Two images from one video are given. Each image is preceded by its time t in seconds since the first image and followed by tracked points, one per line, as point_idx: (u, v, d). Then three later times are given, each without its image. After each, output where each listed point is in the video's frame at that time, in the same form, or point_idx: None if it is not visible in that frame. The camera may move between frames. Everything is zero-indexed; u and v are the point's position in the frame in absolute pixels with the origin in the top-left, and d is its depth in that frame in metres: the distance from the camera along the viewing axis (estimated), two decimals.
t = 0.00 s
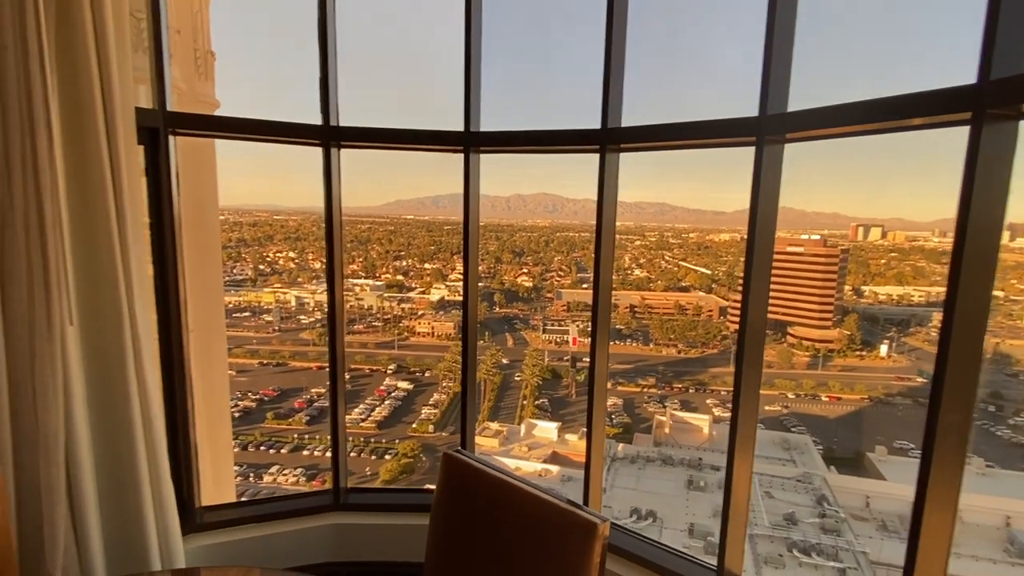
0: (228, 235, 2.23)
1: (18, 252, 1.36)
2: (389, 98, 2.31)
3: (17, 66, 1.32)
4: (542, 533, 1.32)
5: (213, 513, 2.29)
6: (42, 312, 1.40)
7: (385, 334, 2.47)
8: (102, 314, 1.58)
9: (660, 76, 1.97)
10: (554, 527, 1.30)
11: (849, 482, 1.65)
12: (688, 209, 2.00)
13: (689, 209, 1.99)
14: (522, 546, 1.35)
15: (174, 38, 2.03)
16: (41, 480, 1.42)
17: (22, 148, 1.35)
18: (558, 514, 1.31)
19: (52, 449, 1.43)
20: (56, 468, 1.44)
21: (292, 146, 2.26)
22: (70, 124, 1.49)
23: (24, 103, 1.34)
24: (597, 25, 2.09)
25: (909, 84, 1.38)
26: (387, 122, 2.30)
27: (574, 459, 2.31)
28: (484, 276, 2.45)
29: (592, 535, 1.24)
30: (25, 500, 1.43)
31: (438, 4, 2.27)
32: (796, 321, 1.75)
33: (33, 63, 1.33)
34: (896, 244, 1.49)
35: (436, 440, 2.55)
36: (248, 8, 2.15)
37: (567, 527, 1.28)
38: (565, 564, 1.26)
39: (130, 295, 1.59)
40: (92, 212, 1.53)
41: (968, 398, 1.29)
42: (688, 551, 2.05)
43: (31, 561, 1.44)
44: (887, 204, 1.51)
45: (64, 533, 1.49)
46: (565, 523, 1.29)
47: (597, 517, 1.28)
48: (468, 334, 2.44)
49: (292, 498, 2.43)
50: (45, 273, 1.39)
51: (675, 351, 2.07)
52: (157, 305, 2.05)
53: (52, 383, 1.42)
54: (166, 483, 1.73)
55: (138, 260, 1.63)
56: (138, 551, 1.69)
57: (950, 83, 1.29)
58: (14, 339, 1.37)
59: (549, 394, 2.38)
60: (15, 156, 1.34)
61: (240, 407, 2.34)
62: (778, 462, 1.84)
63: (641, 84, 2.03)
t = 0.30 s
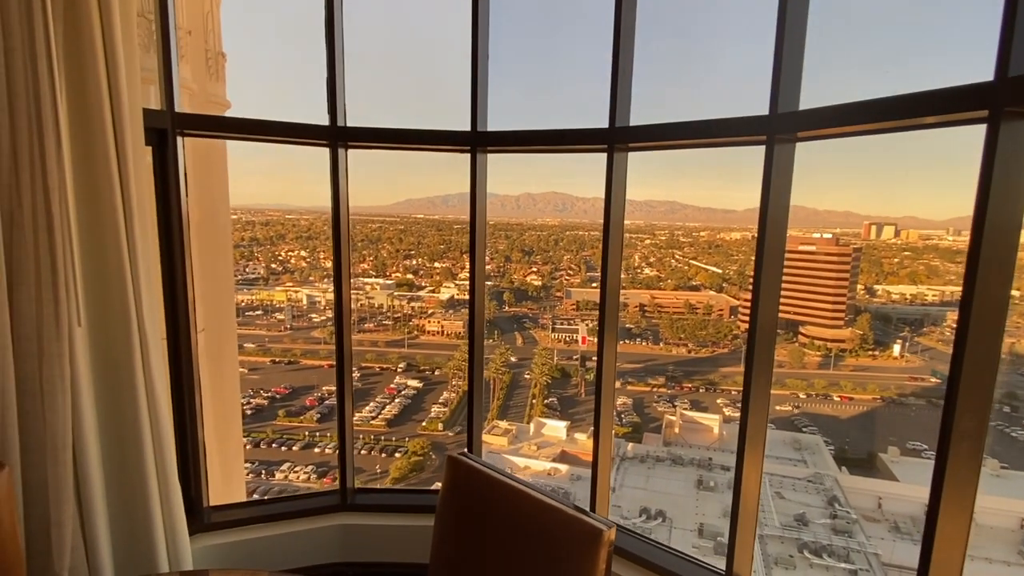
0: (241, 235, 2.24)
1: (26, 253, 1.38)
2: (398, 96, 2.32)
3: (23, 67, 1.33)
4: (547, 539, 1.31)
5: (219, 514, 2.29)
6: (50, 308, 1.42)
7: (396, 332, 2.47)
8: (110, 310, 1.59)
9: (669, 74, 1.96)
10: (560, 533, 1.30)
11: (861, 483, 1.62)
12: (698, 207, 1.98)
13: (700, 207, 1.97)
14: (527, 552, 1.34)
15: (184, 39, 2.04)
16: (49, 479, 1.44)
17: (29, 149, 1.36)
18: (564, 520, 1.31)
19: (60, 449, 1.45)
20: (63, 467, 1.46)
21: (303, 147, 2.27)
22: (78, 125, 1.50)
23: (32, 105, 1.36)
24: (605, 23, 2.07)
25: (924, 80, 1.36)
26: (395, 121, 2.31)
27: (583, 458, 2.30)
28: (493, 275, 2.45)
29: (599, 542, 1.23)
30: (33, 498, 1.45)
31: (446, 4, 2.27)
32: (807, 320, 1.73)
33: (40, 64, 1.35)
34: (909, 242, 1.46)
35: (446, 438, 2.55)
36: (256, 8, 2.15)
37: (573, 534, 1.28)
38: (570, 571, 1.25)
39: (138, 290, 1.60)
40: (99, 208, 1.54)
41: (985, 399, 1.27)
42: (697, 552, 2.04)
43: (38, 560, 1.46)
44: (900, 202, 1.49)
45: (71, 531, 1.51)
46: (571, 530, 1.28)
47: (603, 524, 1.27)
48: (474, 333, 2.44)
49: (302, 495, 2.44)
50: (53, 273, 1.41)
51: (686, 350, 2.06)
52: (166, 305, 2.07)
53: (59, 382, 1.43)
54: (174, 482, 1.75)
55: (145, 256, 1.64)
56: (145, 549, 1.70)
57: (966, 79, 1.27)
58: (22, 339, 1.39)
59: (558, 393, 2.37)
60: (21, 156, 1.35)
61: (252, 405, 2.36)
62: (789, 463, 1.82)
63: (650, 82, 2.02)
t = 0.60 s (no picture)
0: (247, 233, 2.25)
1: (27, 252, 1.38)
2: (401, 94, 2.31)
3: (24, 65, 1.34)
4: (548, 540, 1.31)
5: (222, 512, 2.30)
6: (51, 306, 1.42)
7: (400, 330, 2.48)
8: (110, 306, 1.60)
9: (673, 70, 1.95)
10: (560, 534, 1.29)
11: (867, 483, 1.61)
12: (704, 205, 1.97)
13: (704, 205, 1.96)
14: (526, 554, 1.34)
15: (187, 37, 2.04)
16: (50, 478, 1.45)
17: (29, 147, 1.37)
18: (564, 521, 1.31)
19: (61, 448, 1.46)
20: (64, 466, 1.47)
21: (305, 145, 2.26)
22: (79, 124, 1.51)
23: (33, 104, 1.36)
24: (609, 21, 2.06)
25: (931, 77, 1.34)
26: (400, 119, 2.30)
27: (587, 457, 2.29)
28: (497, 274, 2.45)
29: (598, 546, 1.23)
30: (35, 498, 1.45)
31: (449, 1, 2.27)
32: (813, 319, 1.72)
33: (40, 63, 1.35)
34: (916, 241, 1.46)
35: (450, 436, 2.55)
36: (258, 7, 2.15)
37: (573, 535, 1.27)
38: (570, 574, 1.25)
39: (138, 285, 1.61)
40: (99, 204, 1.54)
41: (990, 398, 1.26)
42: (701, 551, 2.03)
43: (39, 559, 1.47)
44: (907, 200, 1.47)
45: (73, 530, 1.52)
46: (570, 533, 1.28)
47: (604, 526, 1.27)
48: (477, 332, 2.44)
49: (308, 492, 2.45)
50: (54, 271, 1.42)
51: (690, 349, 2.05)
52: (168, 304, 2.08)
53: (60, 381, 1.44)
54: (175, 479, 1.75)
55: (146, 252, 1.64)
56: (147, 546, 1.71)
57: (974, 75, 1.25)
58: (24, 338, 1.40)
59: (562, 391, 2.36)
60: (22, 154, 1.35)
61: (257, 403, 2.36)
62: (794, 462, 1.81)
63: (654, 80, 2.00)
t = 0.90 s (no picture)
0: (242, 230, 2.24)
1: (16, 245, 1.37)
2: (397, 90, 2.30)
3: (11, 54, 1.32)
4: (542, 536, 1.31)
5: (215, 509, 2.29)
6: (41, 298, 1.41)
7: (397, 328, 2.47)
8: (102, 300, 1.59)
9: (669, 67, 1.94)
10: (554, 531, 1.29)
11: (863, 481, 1.62)
12: (700, 203, 1.97)
13: (701, 203, 1.96)
14: (520, 551, 1.34)
15: (180, 31, 2.03)
16: (40, 475, 1.44)
17: (18, 137, 1.35)
18: (559, 518, 1.30)
19: (51, 444, 1.45)
20: (55, 462, 1.46)
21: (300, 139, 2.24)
22: (68, 117, 1.49)
23: (20, 94, 1.34)
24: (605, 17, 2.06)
25: (926, 74, 1.35)
26: (395, 115, 2.29)
27: (583, 454, 2.30)
28: (494, 272, 2.43)
29: (592, 542, 1.23)
30: (24, 495, 1.44)
31: None
32: (809, 317, 1.72)
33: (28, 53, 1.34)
34: (911, 239, 1.46)
35: (447, 435, 2.55)
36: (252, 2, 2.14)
37: (568, 532, 1.27)
38: (564, 571, 1.25)
39: (128, 276, 1.59)
40: (89, 195, 1.52)
41: (986, 395, 1.26)
42: (698, 549, 2.03)
43: (30, 556, 1.47)
44: (903, 198, 1.47)
45: (64, 528, 1.51)
46: (564, 529, 1.28)
47: (599, 522, 1.26)
48: (472, 328, 2.43)
49: (303, 491, 2.44)
50: (43, 265, 1.40)
51: (687, 347, 2.05)
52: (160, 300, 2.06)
53: (50, 374, 1.43)
54: (168, 476, 1.75)
55: (136, 243, 1.63)
56: (139, 542, 1.70)
57: (971, 71, 1.25)
58: (12, 332, 1.38)
59: (559, 389, 2.36)
60: (11, 145, 1.34)
61: (253, 401, 2.36)
62: (790, 459, 1.81)
63: (650, 76, 2.00)
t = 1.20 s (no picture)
0: (231, 227, 2.21)
1: None
2: (390, 87, 2.29)
3: None
4: (532, 537, 1.31)
5: (201, 508, 2.26)
6: (24, 294, 1.39)
7: (387, 327, 2.46)
8: (87, 297, 1.57)
9: (661, 67, 1.95)
10: (544, 531, 1.29)
11: (849, 480, 1.64)
12: (691, 204, 1.97)
13: (692, 204, 1.97)
14: (512, 549, 1.34)
15: (169, 26, 2.01)
16: (23, 475, 1.42)
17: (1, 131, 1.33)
18: (548, 518, 1.30)
19: (34, 444, 1.43)
20: (38, 461, 1.44)
21: (290, 135, 2.22)
22: (53, 112, 1.47)
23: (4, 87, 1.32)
24: (599, 16, 2.06)
25: (916, 77, 1.36)
26: (387, 112, 2.28)
27: (573, 453, 2.29)
28: (485, 271, 2.43)
29: (583, 541, 1.23)
30: (6, 495, 1.42)
31: None
32: (799, 318, 1.73)
33: (12, 46, 1.32)
34: (899, 241, 1.47)
35: (438, 434, 2.54)
36: None
37: (558, 532, 1.27)
38: (555, 569, 1.24)
39: (114, 272, 1.57)
40: (75, 190, 1.50)
41: (973, 395, 1.27)
42: (687, 548, 2.04)
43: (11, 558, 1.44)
44: (891, 201, 1.49)
45: (46, 529, 1.49)
46: (556, 527, 1.28)
47: (588, 522, 1.26)
48: (463, 326, 2.42)
49: (293, 490, 2.43)
50: (27, 261, 1.38)
51: (677, 347, 2.06)
52: (147, 298, 2.04)
53: (33, 370, 1.41)
54: (153, 475, 1.73)
55: (122, 239, 1.61)
56: (124, 542, 1.68)
57: (959, 75, 1.27)
58: None
59: (550, 388, 2.37)
60: None
61: (241, 399, 2.34)
62: (779, 459, 1.82)
63: (643, 77, 2.00)
